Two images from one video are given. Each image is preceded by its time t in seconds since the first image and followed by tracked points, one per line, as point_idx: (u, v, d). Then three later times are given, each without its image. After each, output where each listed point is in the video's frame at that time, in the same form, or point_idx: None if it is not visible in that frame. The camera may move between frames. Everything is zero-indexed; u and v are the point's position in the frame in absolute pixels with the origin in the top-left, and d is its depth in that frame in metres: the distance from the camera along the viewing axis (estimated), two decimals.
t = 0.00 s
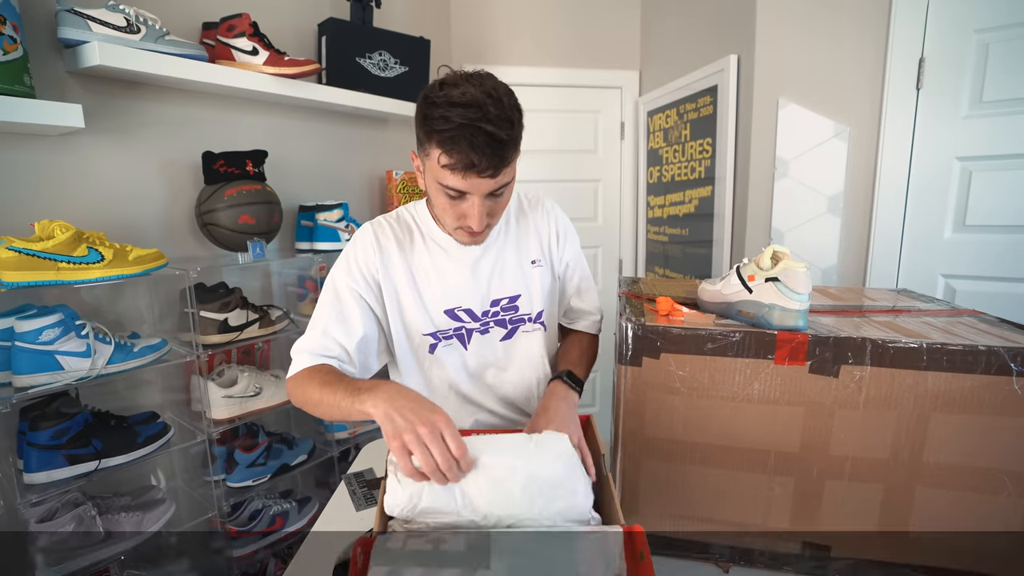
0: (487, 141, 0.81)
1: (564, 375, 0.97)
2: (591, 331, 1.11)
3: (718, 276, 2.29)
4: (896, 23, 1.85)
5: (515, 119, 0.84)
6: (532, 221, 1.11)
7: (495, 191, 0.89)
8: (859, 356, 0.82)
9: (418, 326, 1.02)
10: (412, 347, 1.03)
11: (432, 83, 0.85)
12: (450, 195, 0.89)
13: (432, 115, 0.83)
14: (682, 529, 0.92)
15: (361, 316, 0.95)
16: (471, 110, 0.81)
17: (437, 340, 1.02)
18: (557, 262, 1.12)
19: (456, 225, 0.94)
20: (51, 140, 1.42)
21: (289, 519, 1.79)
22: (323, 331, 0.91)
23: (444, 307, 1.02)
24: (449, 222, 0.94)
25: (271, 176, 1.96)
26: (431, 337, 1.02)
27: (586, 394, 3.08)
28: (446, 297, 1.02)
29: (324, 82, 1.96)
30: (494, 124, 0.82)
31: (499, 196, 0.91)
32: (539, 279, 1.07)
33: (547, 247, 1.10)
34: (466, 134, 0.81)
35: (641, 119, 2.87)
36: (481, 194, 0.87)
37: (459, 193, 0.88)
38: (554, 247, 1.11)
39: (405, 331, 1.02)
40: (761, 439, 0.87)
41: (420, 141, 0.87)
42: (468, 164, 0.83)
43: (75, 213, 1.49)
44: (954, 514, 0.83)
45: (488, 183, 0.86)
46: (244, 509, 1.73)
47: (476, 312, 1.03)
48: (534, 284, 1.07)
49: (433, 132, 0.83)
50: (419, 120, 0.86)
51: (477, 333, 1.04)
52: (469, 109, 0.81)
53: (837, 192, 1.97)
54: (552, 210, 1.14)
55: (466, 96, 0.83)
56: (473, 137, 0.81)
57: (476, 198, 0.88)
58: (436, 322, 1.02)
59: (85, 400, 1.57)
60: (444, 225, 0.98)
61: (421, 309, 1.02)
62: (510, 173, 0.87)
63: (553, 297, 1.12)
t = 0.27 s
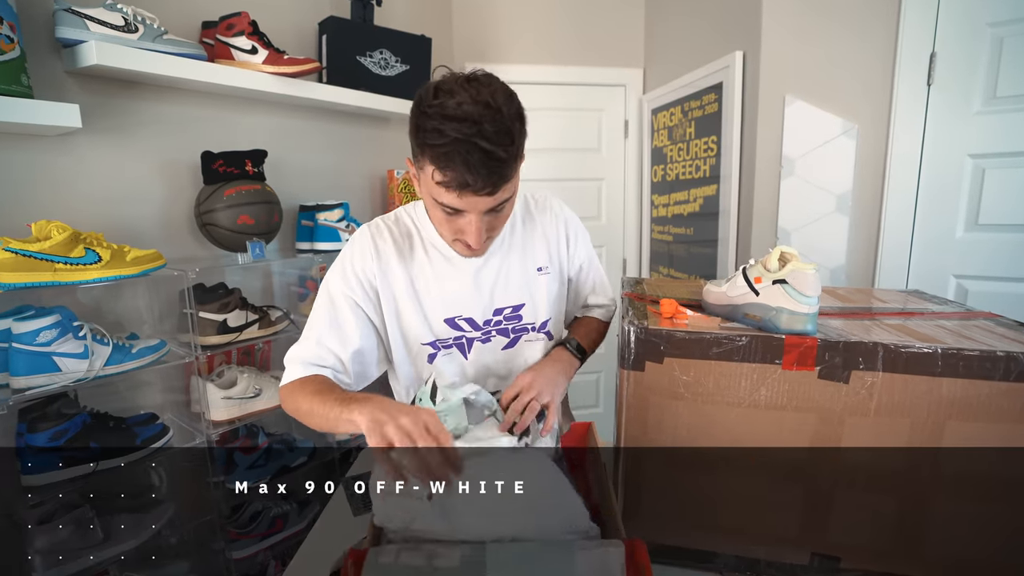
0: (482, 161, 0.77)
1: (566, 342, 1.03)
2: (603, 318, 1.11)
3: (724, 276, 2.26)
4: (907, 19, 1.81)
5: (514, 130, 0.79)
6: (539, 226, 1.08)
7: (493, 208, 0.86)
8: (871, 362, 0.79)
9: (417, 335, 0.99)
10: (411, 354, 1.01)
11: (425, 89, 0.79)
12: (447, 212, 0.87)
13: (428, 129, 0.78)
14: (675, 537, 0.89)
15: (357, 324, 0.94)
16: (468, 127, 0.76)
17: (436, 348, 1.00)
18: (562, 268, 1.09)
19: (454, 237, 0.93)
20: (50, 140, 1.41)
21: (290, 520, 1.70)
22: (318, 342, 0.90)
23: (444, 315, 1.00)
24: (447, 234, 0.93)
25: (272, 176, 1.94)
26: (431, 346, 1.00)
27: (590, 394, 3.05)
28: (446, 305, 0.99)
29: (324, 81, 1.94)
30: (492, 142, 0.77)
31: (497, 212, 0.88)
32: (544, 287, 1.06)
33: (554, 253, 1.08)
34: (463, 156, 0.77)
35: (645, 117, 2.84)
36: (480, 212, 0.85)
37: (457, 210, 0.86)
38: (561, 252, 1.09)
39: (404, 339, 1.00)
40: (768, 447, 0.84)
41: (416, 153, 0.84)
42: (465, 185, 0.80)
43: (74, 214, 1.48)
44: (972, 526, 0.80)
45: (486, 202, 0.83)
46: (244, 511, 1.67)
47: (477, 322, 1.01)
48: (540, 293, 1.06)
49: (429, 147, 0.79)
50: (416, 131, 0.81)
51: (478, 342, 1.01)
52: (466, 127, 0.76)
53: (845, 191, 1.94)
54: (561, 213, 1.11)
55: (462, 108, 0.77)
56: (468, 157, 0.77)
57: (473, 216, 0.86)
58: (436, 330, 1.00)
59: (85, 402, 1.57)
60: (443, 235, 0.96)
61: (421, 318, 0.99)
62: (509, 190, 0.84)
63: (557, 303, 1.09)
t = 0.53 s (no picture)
0: (499, 109, 0.79)
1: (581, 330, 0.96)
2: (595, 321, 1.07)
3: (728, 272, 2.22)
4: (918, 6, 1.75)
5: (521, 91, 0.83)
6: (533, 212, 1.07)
7: (506, 165, 0.84)
8: (877, 362, 0.75)
9: (415, 321, 0.97)
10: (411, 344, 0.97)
11: (436, 64, 0.84)
12: (460, 174, 0.84)
13: (438, 91, 0.81)
14: (673, 544, 0.85)
15: (359, 311, 0.89)
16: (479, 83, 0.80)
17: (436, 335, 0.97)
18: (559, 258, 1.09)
19: (467, 208, 0.88)
20: (38, 133, 1.39)
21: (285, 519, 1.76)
22: (319, 331, 0.84)
23: (444, 301, 0.97)
24: (459, 206, 0.88)
25: (267, 169, 1.92)
26: (428, 334, 0.97)
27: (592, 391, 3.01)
28: (446, 291, 0.98)
29: (320, 73, 1.91)
30: (505, 93, 0.81)
31: (510, 173, 0.86)
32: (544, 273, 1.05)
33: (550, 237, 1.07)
34: (477, 103, 0.78)
35: (648, 109, 2.79)
36: (494, 167, 0.82)
37: (470, 170, 0.83)
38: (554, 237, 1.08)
39: (403, 326, 0.97)
40: (769, 451, 0.80)
41: (427, 121, 0.84)
42: (482, 133, 0.79)
43: (64, 208, 1.46)
44: (985, 535, 0.76)
45: (501, 154, 0.81)
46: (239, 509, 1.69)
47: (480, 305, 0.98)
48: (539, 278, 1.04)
49: (441, 106, 0.80)
50: (424, 102, 0.84)
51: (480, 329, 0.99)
52: (477, 83, 0.80)
53: (853, 185, 1.89)
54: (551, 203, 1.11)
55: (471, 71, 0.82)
56: (485, 106, 0.78)
57: (489, 172, 0.83)
58: (436, 317, 0.97)
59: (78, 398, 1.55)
60: (452, 215, 0.91)
61: (419, 303, 0.97)
62: (522, 146, 0.84)
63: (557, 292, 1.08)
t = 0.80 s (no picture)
0: (495, 108, 0.79)
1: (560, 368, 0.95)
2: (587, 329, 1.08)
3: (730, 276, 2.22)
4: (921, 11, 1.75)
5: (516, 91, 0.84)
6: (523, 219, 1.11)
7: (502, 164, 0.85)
8: (879, 367, 0.76)
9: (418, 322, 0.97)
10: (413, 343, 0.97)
11: (430, 67, 0.85)
12: (456, 173, 0.84)
13: (433, 92, 0.81)
14: (673, 547, 0.86)
15: (366, 306, 0.87)
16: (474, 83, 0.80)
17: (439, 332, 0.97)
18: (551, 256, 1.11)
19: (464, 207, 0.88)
20: (42, 134, 1.40)
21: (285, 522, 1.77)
22: (330, 327, 0.82)
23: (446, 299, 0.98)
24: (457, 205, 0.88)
25: (270, 171, 1.92)
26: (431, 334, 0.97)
27: (593, 393, 3.01)
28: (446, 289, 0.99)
29: (323, 75, 1.92)
30: (500, 93, 0.81)
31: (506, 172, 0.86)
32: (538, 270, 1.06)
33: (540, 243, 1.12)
34: (472, 103, 0.79)
35: (650, 113, 2.79)
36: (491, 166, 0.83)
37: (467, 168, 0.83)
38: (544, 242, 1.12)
39: (404, 326, 0.97)
40: (770, 455, 0.80)
41: (422, 122, 0.85)
42: (478, 131, 0.79)
43: (67, 208, 1.46)
44: (986, 540, 0.76)
45: (497, 153, 0.82)
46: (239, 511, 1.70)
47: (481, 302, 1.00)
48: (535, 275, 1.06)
49: (436, 107, 0.81)
50: (419, 103, 0.84)
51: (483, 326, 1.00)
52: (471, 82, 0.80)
53: (854, 189, 1.89)
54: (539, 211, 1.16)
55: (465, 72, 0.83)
56: (479, 105, 0.79)
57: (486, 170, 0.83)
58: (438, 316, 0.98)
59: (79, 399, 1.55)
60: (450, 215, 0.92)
61: (419, 302, 0.98)
62: (517, 145, 0.84)
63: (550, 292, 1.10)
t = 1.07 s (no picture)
0: (506, 108, 0.80)
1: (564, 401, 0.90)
2: (580, 327, 1.07)
3: (730, 278, 2.22)
4: (922, 14, 1.76)
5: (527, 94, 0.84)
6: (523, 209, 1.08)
7: (510, 165, 0.85)
8: (880, 369, 0.75)
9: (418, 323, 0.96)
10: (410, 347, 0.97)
11: (440, 65, 0.84)
12: (463, 173, 0.84)
13: (445, 91, 0.81)
14: (672, 548, 0.83)
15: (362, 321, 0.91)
16: (485, 84, 0.81)
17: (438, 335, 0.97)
18: (550, 250, 1.08)
19: (468, 207, 0.88)
20: (42, 132, 1.39)
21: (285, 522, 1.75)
22: (328, 343, 0.87)
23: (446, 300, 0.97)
24: (461, 205, 0.88)
25: (270, 170, 1.92)
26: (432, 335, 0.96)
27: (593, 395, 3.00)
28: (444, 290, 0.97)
29: (324, 75, 1.92)
30: (511, 93, 0.81)
31: (512, 173, 0.87)
32: (535, 265, 1.04)
33: (539, 231, 1.07)
34: (484, 103, 0.79)
35: (651, 114, 2.79)
36: (499, 166, 0.83)
37: (474, 168, 0.83)
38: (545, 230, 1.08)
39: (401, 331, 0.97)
40: (772, 458, 0.80)
41: (430, 120, 0.85)
42: (489, 132, 0.79)
43: (66, 207, 1.46)
44: (986, 544, 0.75)
45: (505, 154, 0.82)
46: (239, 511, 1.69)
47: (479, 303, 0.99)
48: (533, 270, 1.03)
49: (447, 106, 0.81)
50: (428, 101, 0.84)
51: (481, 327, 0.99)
52: (483, 83, 0.81)
53: (855, 191, 1.89)
54: (540, 197, 1.12)
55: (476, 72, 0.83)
56: (491, 105, 0.79)
57: (493, 171, 0.83)
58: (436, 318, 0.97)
59: (77, 398, 1.55)
60: (452, 216, 0.91)
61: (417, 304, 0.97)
62: (525, 147, 0.85)
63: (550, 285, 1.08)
